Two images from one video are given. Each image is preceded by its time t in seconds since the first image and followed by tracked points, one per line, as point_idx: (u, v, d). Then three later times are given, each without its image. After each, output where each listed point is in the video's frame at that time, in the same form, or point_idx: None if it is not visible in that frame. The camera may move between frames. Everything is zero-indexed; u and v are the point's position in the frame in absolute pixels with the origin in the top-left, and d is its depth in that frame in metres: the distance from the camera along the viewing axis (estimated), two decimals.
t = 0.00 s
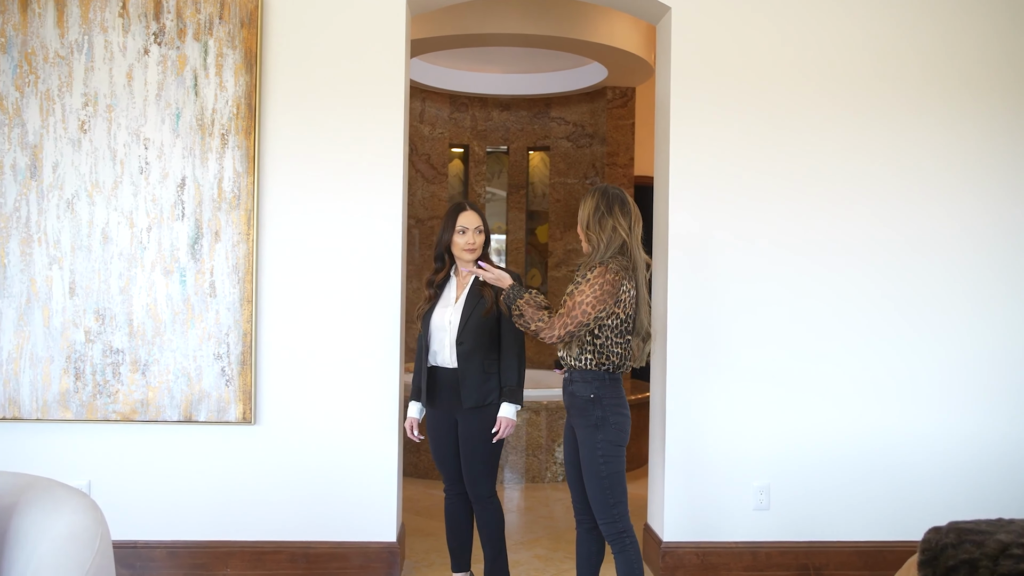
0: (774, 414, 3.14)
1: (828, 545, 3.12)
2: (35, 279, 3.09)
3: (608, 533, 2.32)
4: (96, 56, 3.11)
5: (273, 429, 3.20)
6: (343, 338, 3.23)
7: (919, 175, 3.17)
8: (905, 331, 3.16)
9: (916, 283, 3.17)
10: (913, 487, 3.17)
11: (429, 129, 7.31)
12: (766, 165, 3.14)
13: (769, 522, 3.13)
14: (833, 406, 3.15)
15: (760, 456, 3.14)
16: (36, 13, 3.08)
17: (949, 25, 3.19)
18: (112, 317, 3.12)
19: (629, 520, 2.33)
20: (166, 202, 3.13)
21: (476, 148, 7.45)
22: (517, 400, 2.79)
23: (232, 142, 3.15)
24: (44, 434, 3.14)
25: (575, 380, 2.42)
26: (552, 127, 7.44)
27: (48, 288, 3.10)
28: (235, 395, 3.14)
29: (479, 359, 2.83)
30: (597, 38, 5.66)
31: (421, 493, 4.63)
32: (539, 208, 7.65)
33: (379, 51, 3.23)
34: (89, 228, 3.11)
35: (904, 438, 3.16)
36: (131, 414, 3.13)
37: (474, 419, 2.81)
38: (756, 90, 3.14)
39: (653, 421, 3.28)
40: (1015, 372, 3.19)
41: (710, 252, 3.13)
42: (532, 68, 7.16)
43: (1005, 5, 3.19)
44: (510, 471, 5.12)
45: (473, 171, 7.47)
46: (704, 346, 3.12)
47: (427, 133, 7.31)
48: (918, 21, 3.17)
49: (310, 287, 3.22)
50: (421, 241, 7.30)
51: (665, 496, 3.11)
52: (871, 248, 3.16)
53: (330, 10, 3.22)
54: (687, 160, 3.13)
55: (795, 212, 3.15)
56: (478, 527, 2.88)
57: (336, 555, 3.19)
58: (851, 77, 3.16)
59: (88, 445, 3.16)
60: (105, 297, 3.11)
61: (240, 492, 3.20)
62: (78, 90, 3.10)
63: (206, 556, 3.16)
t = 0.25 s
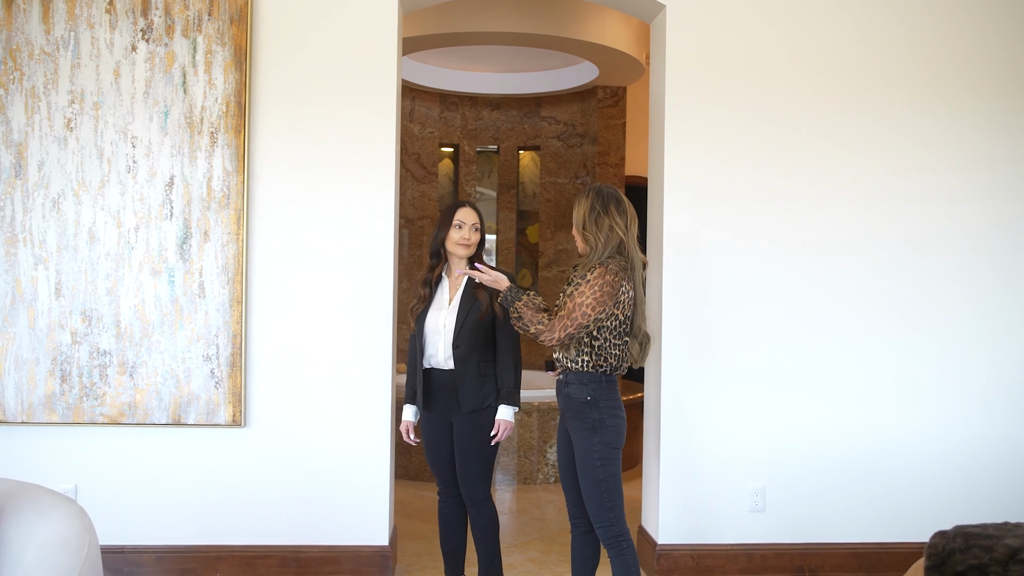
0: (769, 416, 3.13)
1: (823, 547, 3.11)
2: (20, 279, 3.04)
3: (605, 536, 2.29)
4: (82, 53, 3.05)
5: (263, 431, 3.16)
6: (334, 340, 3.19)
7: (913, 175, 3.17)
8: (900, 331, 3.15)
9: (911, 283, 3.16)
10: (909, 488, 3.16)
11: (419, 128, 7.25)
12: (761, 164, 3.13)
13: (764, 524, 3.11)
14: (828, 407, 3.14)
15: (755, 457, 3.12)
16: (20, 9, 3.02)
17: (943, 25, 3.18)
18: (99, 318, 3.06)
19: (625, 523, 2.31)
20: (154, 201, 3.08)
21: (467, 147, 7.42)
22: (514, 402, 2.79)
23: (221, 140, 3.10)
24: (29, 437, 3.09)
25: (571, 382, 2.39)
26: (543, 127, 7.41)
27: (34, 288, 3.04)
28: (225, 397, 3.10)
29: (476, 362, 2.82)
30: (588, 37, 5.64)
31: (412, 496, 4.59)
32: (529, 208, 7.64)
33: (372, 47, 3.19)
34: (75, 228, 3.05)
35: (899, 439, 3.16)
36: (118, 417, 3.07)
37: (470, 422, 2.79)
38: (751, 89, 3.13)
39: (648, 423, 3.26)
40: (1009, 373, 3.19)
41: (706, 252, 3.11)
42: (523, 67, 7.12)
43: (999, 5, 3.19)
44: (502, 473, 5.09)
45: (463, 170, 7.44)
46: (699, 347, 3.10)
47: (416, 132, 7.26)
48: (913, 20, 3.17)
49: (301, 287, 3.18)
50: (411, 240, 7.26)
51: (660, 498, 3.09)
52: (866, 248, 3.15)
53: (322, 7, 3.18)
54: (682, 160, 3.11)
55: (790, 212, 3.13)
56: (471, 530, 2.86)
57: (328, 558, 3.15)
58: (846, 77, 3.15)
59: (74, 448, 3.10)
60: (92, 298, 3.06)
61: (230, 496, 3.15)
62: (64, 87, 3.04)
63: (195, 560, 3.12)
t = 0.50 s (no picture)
0: (762, 415, 3.11)
1: (817, 547, 3.10)
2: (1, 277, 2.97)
3: (600, 538, 2.26)
4: (65, 46, 2.99)
5: (251, 432, 3.11)
6: (323, 339, 3.14)
7: (905, 173, 3.17)
8: (893, 330, 3.15)
9: (903, 282, 3.16)
10: (902, 488, 3.16)
11: (406, 126, 7.20)
12: (754, 162, 3.12)
13: (757, 524, 3.10)
14: (820, 406, 3.13)
15: (748, 458, 3.11)
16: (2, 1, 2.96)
17: (936, 23, 3.18)
18: (82, 317, 3.00)
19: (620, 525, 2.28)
20: (139, 197, 3.02)
21: (455, 145, 7.37)
22: (508, 402, 2.78)
23: (208, 136, 3.04)
24: (11, 439, 3.02)
25: (567, 381, 2.36)
26: (531, 125, 7.36)
27: (15, 287, 2.98)
28: (211, 398, 3.04)
29: (469, 362, 2.79)
30: (576, 33, 5.61)
31: (401, 497, 4.55)
32: (517, 206, 7.60)
33: (363, 41, 3.14)
34: (58, 225, 2.99)
35: (892, 438, 3.15)
36: (103, 418, 3.01)
37: (464, 422, 2.76)
38: (744, 86, 3.11)
39: (640, 423, 3.24)
40: (1000, 372, 3.19)
41: (700, 251, 3.10)
42: (512, 64, 7.08)
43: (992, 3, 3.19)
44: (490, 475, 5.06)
45: (451, 169, 7.39)
46: (693, 346, 3.09)
47: (404, 130, 7.20)
48: (906, 18, 3.16)
49: (290, 286, 3.13)
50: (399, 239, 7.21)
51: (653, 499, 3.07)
52: (859, 246, 3.14)
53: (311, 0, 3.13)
54: (675, 157, 3.09)
55: (783, 210, 3.12)
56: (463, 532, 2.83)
57: (316, 561, 3.10)
58: (839, 74, 3.14)
59: (57, 450, 3.04)
60: (75, 297, 3.00)
61: (217, 498, 3.10)
62: (46, 81, 2.98)
63: (181, 563, 3.07)
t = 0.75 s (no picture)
0: (749, 415, 3.12)
1: (804, 548, 3.12)
2: None
3: (592, 541, 2.25)
4: (42, 40, 2.91)
5: (235, 434, 3.06)
6: (307, 339, 3.09)
7: (890, 175, 3.19)
8: (879, 330, 3.17)
9: (889, 283, 3.18)
10: (888, 488, 3.17)
11: (389, 124, 7.18)
12: (743, 162, 3.12)
13: (745, 524, 3.11)
14: (807, 407, 3.14)
15: (736, 458, 3.11)
16: None
17: (919, 26, 3.21)
18: (60, 317, 2.93)
19: (612, 527, 2.27)
20: (118, 194, 2.95)
21: (438, 143, 7.34)
22: (495, 403, 2.74)
23: (189, 132, 2.98)
24: None
25: (561, 381, 2.33)
26: (515, 124, 7.34)
27: None
28: (193, 399, 2.98)
29: (457, 362, 2.76)
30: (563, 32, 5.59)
31: (385, 499, 4.51)
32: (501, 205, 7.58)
33: (350, 37, 3.10)
34: (34, 223, 2.91)
35: (878, 438, 3.17)
36: (81, 420, 2.94)
37: (451, 423, 2.73)
38: (732, 86, 3.12)
39: (628, 424, 3.23)
40: (984, 373, 3.22)
41: (689, 251, 3.09)
42: (496, 63, 7.04)
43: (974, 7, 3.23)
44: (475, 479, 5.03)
45: (434, 167, 7.36)
46: (682, 346, 3.09)
47: (386, 128, 7.17)
48: (890, 21, 3.19)
49: (275, 285, 3.08)
50: (382, 238, 7.15)
51: (642, 501, 3.07)
52: (845, 248, 3.16)
53: None
54: (663, 157, 3.08)
55: (771, 211, 3.14)
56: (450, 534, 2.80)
57: (301, 565, 3.06)
58: (824, 76, 3.16)
59: (34, 453, 2.97)
60: (52, 296, 2.93)
61: (199, 501, 3.04)
62: (23, 75, 2.91)
63: (162, 568, 3.01)
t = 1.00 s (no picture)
0: (748, 417, 3.11)
1: (802, 551, 3.11)
2: None
3: (597, 546, 2.24)
4: (30, 35, 2.86)
5: (227, 437, 3.01)
6: (301, 341, 3.05)
7: (887, 175, 3.18)
8: (877, 331, 3.16)
9: (886, 284, 3.17)
10: (886, 489, 3.17)
11: (380, 123, 7.14)
12: (741, 163, 3.10)
13: (743, 527, 3.09)
14: (805, 408, 3.13)
15: (734, 460, 3.10)
16: None
17: (916, 26, 3.20)
18: (48, 319, 2.87)
19: (617, 531, 2.26)
20: (108, 193, 2.90)
21: (429, 143, 7.28)
22: (491, 406, 2.69)
23: (181, 130, 2.93)
24: None
25: (569, 383, 2.30)
26: (506, 123, 7.31)
27: None
28: (185, 402, 2.93)
29: (453, 365, 2.73)
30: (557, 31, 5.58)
31: (378, 502, 4.46)
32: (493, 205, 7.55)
33: (345, 33, 3.05)
34: (22, 222, 2.86)
35: (876, 439, 3.16)
36: (70, 423, 2.89)
37: (446, 427, 2.70)
38: (730, 86, 3.10)
39: (625, 426, 3.21)
40: (981, 374, 3.22)
41: (687, 251, 3.07)
42: (488, 62, 7.02)
43: (969, 8, 3.23)
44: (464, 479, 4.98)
45: (425, 167, 7.30)
46: (681, 347, 3.06)
47: (377, 127, 7.13)
48: (886, 21, 3.18)
49: (268, 286, 3.03)
50: (374, 238, 7.11)
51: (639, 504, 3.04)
52: (843, 248, 3.15)
53: None
54: (660, 157, 3.06)
55: (769, 212, 3.12)
56: (447, 539, 2.76)
57: (295, 571, 3.01)
58: (822, 76, 3.15)
59: (22, 457, 2.91)
60: (40, 298, 2.87)
61: (191, 506, 2.99)
62: (10, 72, 2.85)
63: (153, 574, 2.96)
